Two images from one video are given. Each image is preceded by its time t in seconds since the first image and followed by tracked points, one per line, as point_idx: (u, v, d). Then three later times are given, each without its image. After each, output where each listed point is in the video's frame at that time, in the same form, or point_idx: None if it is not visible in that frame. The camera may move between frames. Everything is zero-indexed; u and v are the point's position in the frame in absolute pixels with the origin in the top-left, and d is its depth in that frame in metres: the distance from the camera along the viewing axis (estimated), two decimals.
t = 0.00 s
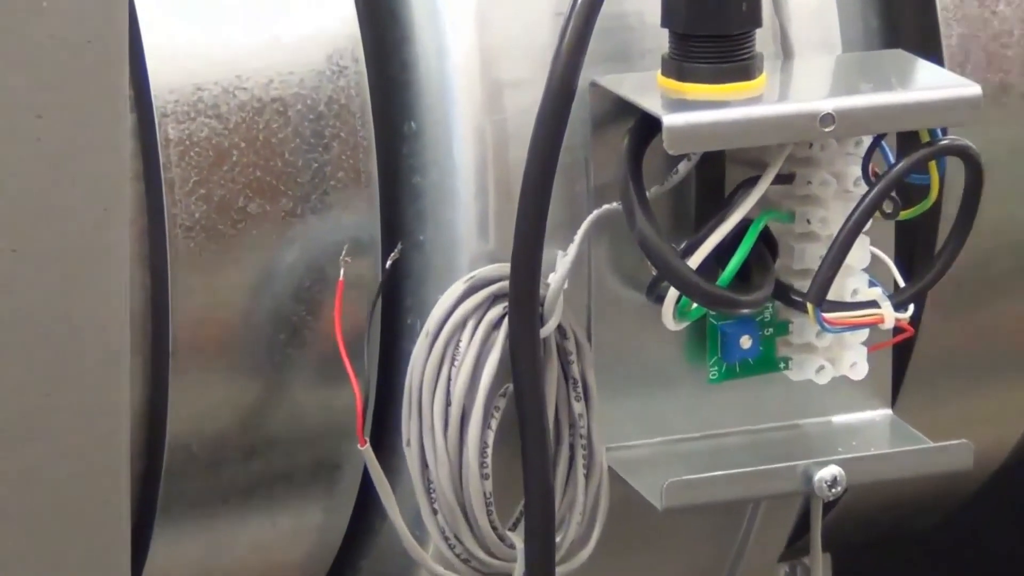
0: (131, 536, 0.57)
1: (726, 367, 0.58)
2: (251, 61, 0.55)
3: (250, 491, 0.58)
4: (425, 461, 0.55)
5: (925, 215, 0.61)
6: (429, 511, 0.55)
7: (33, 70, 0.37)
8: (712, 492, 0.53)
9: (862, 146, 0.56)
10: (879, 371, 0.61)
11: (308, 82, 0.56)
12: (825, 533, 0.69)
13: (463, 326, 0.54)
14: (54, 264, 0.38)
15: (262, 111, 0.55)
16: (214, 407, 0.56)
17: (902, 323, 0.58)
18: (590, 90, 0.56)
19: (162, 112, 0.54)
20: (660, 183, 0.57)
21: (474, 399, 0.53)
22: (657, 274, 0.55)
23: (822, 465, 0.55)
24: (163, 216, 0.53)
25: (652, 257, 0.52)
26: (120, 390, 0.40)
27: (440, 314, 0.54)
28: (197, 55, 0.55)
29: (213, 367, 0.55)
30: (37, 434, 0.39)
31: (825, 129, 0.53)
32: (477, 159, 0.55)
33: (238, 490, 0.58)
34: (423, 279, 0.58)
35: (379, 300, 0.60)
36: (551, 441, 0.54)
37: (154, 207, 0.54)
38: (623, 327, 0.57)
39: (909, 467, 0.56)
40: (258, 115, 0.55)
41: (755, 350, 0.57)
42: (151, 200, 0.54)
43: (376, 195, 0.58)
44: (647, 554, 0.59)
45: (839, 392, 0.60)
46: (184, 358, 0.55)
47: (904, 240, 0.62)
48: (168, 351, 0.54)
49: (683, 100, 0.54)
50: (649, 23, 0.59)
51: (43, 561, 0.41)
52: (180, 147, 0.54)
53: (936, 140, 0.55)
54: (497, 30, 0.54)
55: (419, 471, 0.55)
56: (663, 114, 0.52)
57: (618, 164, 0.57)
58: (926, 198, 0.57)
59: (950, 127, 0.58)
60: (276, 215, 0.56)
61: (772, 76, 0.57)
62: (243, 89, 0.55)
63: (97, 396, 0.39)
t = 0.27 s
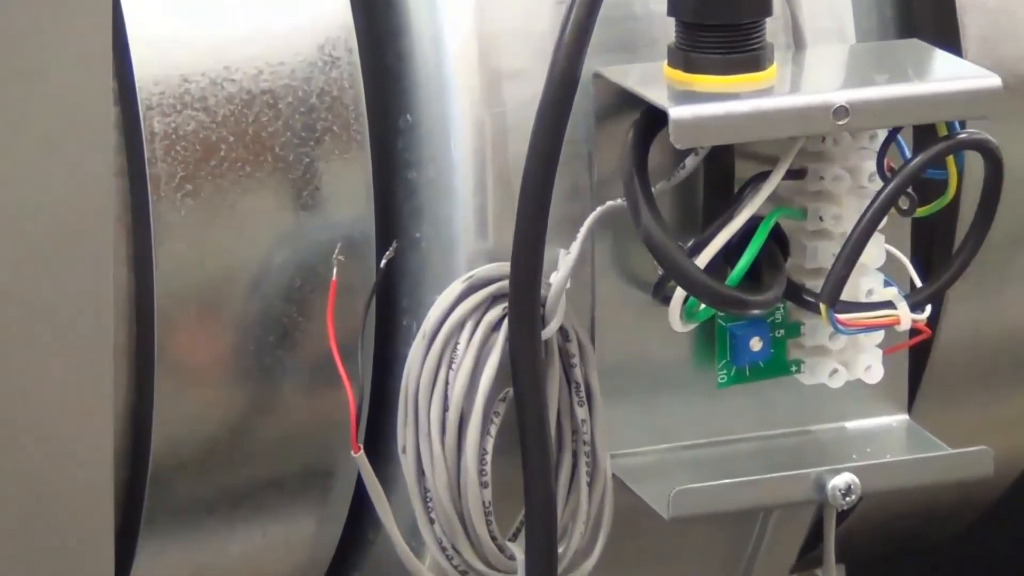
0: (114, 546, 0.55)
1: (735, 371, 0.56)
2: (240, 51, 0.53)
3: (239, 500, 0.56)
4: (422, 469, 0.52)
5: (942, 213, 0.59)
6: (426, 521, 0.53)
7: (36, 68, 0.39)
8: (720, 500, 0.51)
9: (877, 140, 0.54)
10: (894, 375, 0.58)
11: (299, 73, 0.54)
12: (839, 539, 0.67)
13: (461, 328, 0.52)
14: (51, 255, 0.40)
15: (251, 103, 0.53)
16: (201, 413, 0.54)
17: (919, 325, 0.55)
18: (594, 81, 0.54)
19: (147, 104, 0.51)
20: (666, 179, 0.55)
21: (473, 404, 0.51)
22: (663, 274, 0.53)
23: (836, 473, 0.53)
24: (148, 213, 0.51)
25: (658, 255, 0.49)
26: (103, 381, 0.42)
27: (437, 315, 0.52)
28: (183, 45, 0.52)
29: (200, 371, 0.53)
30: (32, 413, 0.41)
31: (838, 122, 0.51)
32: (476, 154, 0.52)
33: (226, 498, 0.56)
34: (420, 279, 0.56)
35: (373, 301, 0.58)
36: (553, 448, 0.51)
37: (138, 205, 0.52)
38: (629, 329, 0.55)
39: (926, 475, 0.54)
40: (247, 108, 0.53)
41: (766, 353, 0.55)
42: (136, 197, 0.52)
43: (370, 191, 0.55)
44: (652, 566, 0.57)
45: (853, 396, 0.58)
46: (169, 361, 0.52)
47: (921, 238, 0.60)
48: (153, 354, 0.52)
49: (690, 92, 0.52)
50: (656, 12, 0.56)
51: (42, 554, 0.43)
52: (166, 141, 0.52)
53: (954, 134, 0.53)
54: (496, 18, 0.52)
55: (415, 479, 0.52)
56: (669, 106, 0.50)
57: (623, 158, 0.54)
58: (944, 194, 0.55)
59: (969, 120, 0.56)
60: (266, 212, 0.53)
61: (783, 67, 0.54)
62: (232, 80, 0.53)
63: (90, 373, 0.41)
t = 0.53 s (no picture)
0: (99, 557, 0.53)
1: (746, 376, 0.54)
2: (230, 41, 0.51)
3: (228, 510, 0.54)
4: (419, 477, 0.50)
5: (960, 211, 0.56)
6: (424, 532, 0.50)
7: (11, 50, 0.37)
8: (733, 510, 0.49)
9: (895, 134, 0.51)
10: (911, 379, 0.56)
11: (292, 64, 0.51)
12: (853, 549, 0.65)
13: (460, 330, 0.49)
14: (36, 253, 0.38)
15: (241, 95, 0.51)
16: (189, 419, 0.51)
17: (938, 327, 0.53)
18: (600, 73, 0.52)
19: (132, 96, 0.49)
20: (675, 175, 0.53)
21: (472, 410, 0.49)
22: (671, 274, 0.51)
23: (851, 482, 0.51)
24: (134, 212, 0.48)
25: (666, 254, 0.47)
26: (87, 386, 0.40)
27: (435, 317, 0.49)
28: (171, 34, 0.50)
29: (187, 375, 0.51)
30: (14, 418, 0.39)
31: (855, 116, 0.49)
32: (477, 148, 0.50)
33: (215, 509, 0.53)
34: (418, 279, 0.53)
35: (368, 302, 0.55)
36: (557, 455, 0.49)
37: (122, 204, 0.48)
38: (635, 332, 0.53)
39: (946, 484, 0.51)
40: (237, 100, 0.51)
41: (778, 356, 0.53)
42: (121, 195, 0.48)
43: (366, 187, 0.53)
44: None
45: (868, 401, 0.56)
46: (155, 364, 0.50)
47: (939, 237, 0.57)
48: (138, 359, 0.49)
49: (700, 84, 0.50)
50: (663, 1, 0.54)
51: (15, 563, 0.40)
52: (152, 135, 0.49)
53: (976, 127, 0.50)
54: (498, 6, 0.50)
55: (412, 488, 0.50)
56: (678, 99, 0.48)
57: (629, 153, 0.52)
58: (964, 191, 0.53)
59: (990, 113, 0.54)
60: (256, 209, 0.51)
61: (797, 58, 0.52)
62: (221, 71, 0.50)
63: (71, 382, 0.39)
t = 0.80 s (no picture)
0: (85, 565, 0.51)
1: (758, 379, 0.52)
2: (220, 29, 0.49)
3: (218, 519, 0.52)
4: (417, 484, 0.48)
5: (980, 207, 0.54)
6: (422, 541, 0.48)
7: None
8: (745, 520, 0.47)
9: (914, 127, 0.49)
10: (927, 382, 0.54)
11: (284, 53, 0.49)
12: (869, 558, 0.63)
13: (460, 330, 0.47)
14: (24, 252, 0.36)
15: (232, 86, 0.48)
16: (176, 423, 0.49)
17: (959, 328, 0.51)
18: (605, 62, 0.50)
19: (118, 87, 0.47)
20: (684, 170, 0.50)
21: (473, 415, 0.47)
22: (681, 272, 0.49)
23: (868, 489, 0.49)
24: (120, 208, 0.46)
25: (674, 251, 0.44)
26: (74, 387, 0.37)
27: (434, 317, 0.47)
28: (159, 22, 0.48)
29: (175, 378, 0.49)
30: None
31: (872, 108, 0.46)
32: (477, 141, 0.48)
33: (205, 518, 0.51)
34: (417, 278, 0.51)
35: (365, 301, 0.53)
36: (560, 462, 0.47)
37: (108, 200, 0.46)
38: (642, 333, 0.51)
39: (967, 492, 0.49)
40: (228, 91, 0.48)
41: (791, 358, 0.51)
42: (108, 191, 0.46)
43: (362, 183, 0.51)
44: None
45: (882, 404, 0.54)
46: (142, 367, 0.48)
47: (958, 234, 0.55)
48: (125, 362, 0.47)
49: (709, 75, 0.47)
50: None
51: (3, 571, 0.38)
52: (139, 127, 0.47)
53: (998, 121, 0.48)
54: None
55: (410, 496, 0.48)
56: (688, 90, 0.45)
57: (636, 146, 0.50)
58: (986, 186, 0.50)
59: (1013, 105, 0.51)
60: (247, 205, 0.49)
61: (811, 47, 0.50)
62: (211, 61, 0.48)
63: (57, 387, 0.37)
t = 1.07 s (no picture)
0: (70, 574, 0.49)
1: (773, 381, 0.50)
2: (210, 14, 0.46)
3: (209, 528, 0.49)
4: (417, 491, 0.46)
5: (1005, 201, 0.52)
6: (422, 551, 0.46)
7: None
8: (759, 528, 0.44)
9: (937, 116, 0.47)
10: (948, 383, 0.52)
11: (277, 39, 0.47)
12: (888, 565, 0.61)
13: (462, 331, 0.45)
14: (8, 250, 0.33)
15: (222, 74, 0.46)
16: (164, 428, 0.47)
17: (983, 328, 0.49)
18: (614, 48, 0.47)
19: (103, 74, 0.45)
20: (695, 163, 0.48)
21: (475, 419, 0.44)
22: (692, 269, 0.46)
23: (888, 495, 0.46)
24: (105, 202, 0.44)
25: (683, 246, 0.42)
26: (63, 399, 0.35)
27: (436, 317, 0.45)
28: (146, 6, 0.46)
29: (163, 380, 0.47)
30: None
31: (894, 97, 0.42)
32: (479, 131, 0.46)
33: (194, 527, 0.49)
34: (416, 275, 0.49)
35: (362, 300, 0.51)
36: (567, 470, 0.45)
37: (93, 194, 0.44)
38: (651, 332, 0.48)
39: (993, 500, 0.47)
40: (218, 79, 0.46)
41: (808, 358, 0.48)
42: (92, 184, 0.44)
43: (358, 175, 0.49)
44: None
45: (901, 407, 0.51)
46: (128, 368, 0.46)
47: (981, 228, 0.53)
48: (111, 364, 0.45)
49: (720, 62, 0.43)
50: None
51: None
52: (125, 117, 0.45)
53: None
54: None
55: (408, 503, 0.46)
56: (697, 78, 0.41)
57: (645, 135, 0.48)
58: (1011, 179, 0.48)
59: None
60: (238, 197, 0.47)
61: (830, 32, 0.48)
62: (200, 48, 0.46)
63: (46, 394, 0.34)
